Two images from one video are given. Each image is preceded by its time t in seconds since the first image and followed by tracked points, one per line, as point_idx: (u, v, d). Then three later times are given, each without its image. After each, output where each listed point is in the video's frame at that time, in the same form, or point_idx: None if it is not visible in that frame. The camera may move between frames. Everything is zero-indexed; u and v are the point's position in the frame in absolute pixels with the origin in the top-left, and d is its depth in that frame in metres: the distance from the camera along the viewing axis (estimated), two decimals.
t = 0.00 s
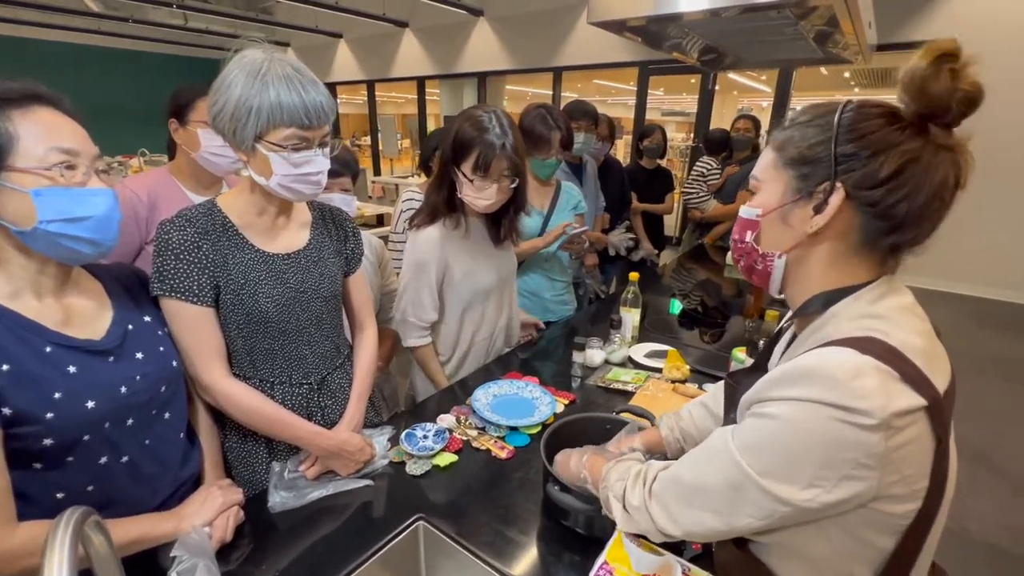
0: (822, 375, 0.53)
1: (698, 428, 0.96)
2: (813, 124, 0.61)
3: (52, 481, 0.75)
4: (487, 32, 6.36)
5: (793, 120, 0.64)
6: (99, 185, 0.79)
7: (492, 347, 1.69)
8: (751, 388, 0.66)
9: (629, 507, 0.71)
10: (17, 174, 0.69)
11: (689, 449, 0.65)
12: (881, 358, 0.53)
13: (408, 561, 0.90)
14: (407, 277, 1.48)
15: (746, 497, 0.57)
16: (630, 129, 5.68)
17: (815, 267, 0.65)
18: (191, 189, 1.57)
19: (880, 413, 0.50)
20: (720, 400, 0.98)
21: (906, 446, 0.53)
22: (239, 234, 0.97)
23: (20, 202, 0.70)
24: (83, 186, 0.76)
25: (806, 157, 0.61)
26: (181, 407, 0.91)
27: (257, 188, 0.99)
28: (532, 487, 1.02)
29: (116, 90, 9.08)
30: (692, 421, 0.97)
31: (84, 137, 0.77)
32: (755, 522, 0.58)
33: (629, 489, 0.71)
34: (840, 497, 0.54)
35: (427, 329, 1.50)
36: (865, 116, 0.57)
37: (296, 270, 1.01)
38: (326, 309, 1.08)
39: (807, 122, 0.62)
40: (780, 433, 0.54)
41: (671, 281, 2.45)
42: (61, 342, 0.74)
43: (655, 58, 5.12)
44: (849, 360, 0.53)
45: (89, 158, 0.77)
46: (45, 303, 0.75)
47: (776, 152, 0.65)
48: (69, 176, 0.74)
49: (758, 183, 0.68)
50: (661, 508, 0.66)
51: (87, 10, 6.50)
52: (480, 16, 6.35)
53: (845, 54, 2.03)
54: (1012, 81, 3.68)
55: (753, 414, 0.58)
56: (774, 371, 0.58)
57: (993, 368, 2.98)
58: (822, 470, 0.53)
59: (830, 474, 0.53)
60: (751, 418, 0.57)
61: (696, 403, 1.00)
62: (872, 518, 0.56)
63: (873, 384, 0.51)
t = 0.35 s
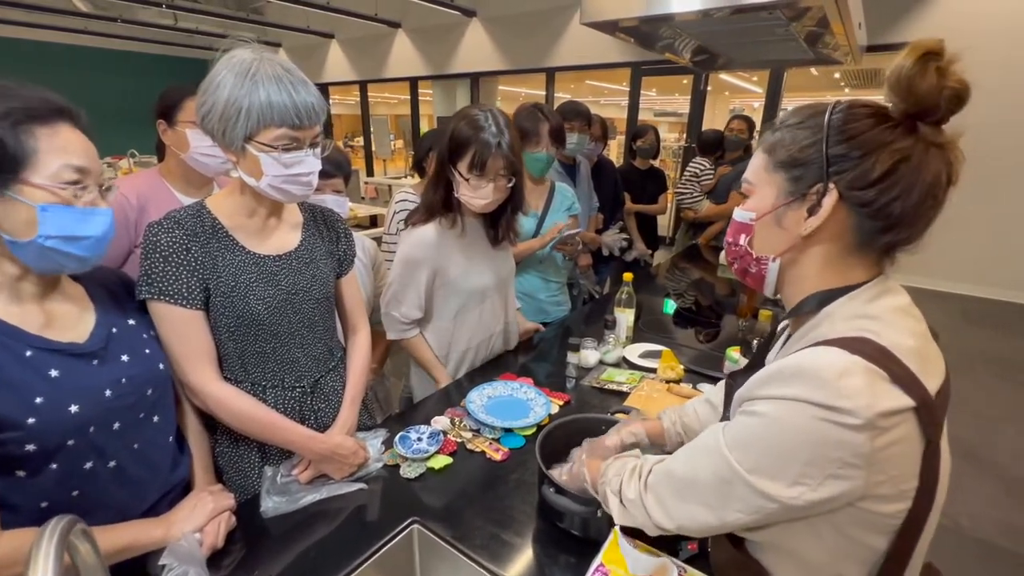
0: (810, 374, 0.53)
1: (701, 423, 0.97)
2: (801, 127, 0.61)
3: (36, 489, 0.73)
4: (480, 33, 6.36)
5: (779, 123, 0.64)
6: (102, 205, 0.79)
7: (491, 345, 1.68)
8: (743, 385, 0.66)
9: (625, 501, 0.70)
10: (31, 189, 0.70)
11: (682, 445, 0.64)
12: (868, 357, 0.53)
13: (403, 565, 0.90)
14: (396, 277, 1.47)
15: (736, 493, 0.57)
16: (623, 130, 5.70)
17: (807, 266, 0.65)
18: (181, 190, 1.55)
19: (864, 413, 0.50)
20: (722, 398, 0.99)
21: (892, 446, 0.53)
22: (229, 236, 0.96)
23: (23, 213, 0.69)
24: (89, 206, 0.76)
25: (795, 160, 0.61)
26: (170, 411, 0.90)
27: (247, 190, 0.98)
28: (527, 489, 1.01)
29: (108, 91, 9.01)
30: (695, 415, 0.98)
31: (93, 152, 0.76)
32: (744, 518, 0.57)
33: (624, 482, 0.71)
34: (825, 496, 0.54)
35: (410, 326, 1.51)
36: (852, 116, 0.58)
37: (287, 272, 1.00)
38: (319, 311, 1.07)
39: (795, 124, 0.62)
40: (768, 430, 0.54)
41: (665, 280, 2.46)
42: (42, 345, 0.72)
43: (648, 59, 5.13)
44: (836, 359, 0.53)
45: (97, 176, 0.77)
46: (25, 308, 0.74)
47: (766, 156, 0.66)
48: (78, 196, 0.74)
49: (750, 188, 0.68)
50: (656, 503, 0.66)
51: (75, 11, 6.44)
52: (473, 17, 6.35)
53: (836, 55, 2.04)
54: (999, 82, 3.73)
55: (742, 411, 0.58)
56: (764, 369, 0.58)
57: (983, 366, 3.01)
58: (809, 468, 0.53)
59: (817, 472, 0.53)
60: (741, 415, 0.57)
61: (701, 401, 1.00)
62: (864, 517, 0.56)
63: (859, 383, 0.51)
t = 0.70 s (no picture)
0: (810, 372, 0.53)
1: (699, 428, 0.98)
2: (781, 133, 0.62)
3: (33, 492, 0.73)
4: (475, 33, 6.37)
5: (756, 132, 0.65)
6: (99, 209, 0.78)
7: (494, 348, 1.67)
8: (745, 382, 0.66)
9: (629, 496, 0.70)
10: (28, 192, 0.69)
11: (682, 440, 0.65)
12: (868, 356, 0.53)
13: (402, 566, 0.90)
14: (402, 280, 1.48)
15: (735, 488, 0.57)
16: (618, 130, 5.71)
17: (811, 266, 0.65)
18: (176, 191, 1.54)
19: (864, 412, 0.50)
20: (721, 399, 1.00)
21: (893, 446, 0.53)
22: (226, 237, 0.95)
23: (20, 217, 0.69)
24: (87, 208, 0.76)
25: (780, 166, 0.62)
26: (167, 413, 0.89)
27: (243, 191, 0.98)
28: (526, 489, 1.01)
29: (100, 91, 8.96)
30: (693, 421, 0.98)
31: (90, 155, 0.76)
32: (743, 513, 0.58)
33: (627, 478, 0.71)
34: (823, 493, 0.54)
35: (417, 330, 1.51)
36: (828, 117, 0.59)
37: (284, 273, 1.00)
38: (316, 312, 1.06)
39: (775, 131, 0.63)
40: (769, 427, 0.54)
41: (661, 280, 2.47)
42: (39, 349, 0.72)
43: (643, 59, 5.15)
44: (839, 358, 0.53)
45: (93, 180, 0.77)
46: (22, 311, 0.73)
47: (750, 167, 0.66)
48: (77, 199, 0.74)
49: (741, 199, 0.69)
50: (659, 498, 0.66)
51: (66, 10, 6.39)
52: (467, 18, 6.35)
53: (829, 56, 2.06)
54: (990, 82, 3.77)
55: (742, 406, 0.58)
56: (764, 367, 0.58)
57: (976, 364, 3.04)
58: (808, 465, 0.53)
59: (817, 470, 0.53)
60: (742, 411, 0.58)
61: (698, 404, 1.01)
62: (864, 516, 0.57)
63: (861, 382, 0.51)
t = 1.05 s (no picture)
0: (837, 376, 0.54)
1: (698, 412, 1.00)
2: (724, 178, 0.68)
3: (35, 494, 0.73)
4: (470, 34, 6.38)
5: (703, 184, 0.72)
6: (104, 200, 0.79)
7: (496, 349, 1.67)
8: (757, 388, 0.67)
9: (625, 497, 0.71)
10: (36, 189, 0.70)
11: (692, 443, 0.65)
12: (889, 359, 0.54)
13: (401, 566, 0.90)
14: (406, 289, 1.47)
15: (752, 494, 0.58)
16: (614, 131, 5.73)
17: (817, 270, 0.65)
18: (174, 195, 1.55)
19: (894, 417, 0.51)
20: (722, 389, 0.98)
21: (916, 453, 0.54)
22: (224, 240, 0.96)
23: (33, 216, 0.69)
24: (91, 201, 0.76)
25: (739, 203, 0.66)
26: (166, 415, 0.89)
27: (241, 193, 0.99)
28: (524, 489, 1.02)
29: (95, 93, 8.92)
30: (692, 403, 1.01)
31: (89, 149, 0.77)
32: (757, 519, 0.58)
33: (625, 481, 0.72)
34: (845, 499, 0.54)
35: (419, 338, 1.51)
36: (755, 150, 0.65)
37: (282, 275, 1.00)
38: (314, 314, 1.07)
39: (717, 179, 0.69)
40: (792, 432, 0.54)
41: (657, 279, 2.49)
42: (43, 351, 0.72)
43: (638, 61, 5.17)
44: (866, 363, 0.54)
45: (94, 171, 0.77)
46: (26, 313, 0.74)
47: (711, 214, 0.71)
48: (82, 192, 0.75)
49: (719, 244, 0.73)
50: (659, 501, 0.67)
51: (59, 10, 6.35)
52: (463, 18, 6.36)
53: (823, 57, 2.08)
54: (981, 83, 3.81)
55: (762, 410, 0.59)
56: (788, 371, 0.59)
57: (972, 363, 3.05)
58: (831, 471, 0.54)
59: (838, 476, 0.54)
60: (761, 415, 0.58)
61: (699, 387, 1.02)
62: (875, 520, 0.57)
63: (887, 387, 0.52)
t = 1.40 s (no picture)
0: (828, 373, 0.55)
1: (702, 415, 1.03)
2: (711, 185, 0.69)
3: (36, 493, 0.74)
4: (468, 35, 6.39)
5: (691, 191, 0.73)
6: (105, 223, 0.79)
7: (497, 351, 1.66)
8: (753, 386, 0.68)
9: (628, 498, 0.72)
10: (33, 207, 0.70)
11: (691, 443, 0.66)
12: (877, 357, 0.55)
13: (402, 564, 0.91)
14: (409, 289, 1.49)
15: (748, 492, 0.59)
16: (611, 132, 5.75)
17: (811, 269, 0.66)
18: (176, 197, 1.55)
19: (884, 413, 0.52)
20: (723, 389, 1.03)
21: (906, 447, 0.55)
22: (225, 240, 0.96)
23: (23, 230, 0.70)
24: (92, 223, 0.76)
25: (728, 211, 0.68)
26: (167, 414, 0.90)
27: (243, 195, 0.99)
28: (524, 487, 1.03)
29: (95, 94, 8.91)
30: (696, 405, 1.04)
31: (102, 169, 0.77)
32: (755, 517, 0.59)
33: (628, 481, 0.73)
34: (839, 495, 0.55)
35: (420, 338, 1.53)
36: (740, 157, 0.66)
37: (283, 275, 1.01)
38: (314, 314, 1.07)
39: (704, 186, 0.70)
40: (786, 431, 0.55)
41: (654, 279, 2.51)
42: (41, 351, 0.73)
43: (635, 61, 5.19)
44: (855, 362, 0.55)
45: (103, 196, 0.77)
46: (24, 316, 0.75)
47: (700, 220, 0.73)
48: (83, 216, 0.74)
49: (710, 250, 0.74)
50: (662, 502, 0.68)
51: (56, 12, 6.34)
52: (460, 19, 6.37)
53: (817, 59, 2.10)
54: (975, 84, 3.84)
55: (756, 409, 0.60)
56: (781, 369, 0.60)
57: (968, 362, 3.07)
58: (824, 466, 0.54)
59: (831, 472, 0.54)
60: (756, 413, 0.59)
61: (703, 390, 1.05)
62: (867, 514, 0.58)
63: (878, 384, 0.53)
